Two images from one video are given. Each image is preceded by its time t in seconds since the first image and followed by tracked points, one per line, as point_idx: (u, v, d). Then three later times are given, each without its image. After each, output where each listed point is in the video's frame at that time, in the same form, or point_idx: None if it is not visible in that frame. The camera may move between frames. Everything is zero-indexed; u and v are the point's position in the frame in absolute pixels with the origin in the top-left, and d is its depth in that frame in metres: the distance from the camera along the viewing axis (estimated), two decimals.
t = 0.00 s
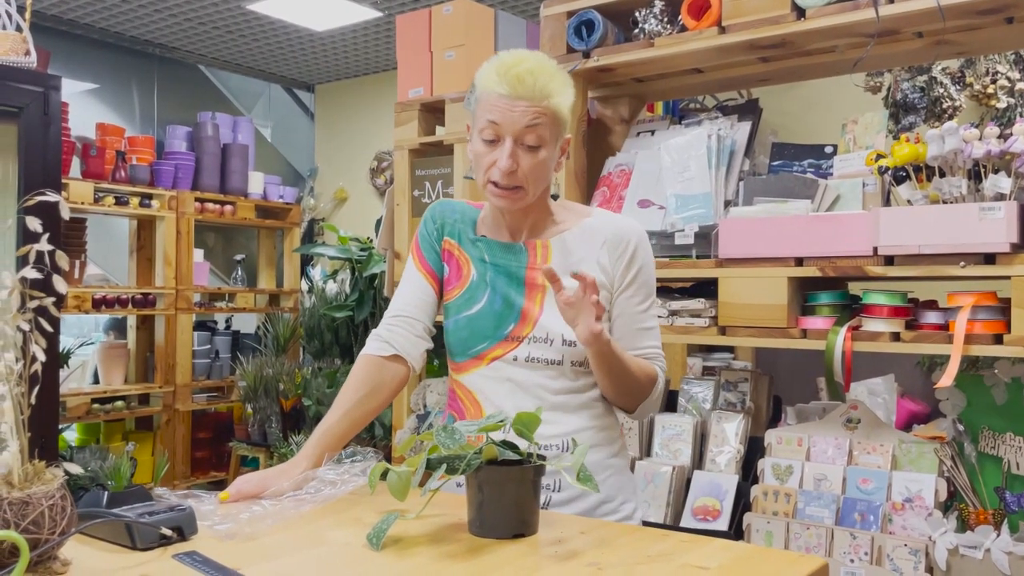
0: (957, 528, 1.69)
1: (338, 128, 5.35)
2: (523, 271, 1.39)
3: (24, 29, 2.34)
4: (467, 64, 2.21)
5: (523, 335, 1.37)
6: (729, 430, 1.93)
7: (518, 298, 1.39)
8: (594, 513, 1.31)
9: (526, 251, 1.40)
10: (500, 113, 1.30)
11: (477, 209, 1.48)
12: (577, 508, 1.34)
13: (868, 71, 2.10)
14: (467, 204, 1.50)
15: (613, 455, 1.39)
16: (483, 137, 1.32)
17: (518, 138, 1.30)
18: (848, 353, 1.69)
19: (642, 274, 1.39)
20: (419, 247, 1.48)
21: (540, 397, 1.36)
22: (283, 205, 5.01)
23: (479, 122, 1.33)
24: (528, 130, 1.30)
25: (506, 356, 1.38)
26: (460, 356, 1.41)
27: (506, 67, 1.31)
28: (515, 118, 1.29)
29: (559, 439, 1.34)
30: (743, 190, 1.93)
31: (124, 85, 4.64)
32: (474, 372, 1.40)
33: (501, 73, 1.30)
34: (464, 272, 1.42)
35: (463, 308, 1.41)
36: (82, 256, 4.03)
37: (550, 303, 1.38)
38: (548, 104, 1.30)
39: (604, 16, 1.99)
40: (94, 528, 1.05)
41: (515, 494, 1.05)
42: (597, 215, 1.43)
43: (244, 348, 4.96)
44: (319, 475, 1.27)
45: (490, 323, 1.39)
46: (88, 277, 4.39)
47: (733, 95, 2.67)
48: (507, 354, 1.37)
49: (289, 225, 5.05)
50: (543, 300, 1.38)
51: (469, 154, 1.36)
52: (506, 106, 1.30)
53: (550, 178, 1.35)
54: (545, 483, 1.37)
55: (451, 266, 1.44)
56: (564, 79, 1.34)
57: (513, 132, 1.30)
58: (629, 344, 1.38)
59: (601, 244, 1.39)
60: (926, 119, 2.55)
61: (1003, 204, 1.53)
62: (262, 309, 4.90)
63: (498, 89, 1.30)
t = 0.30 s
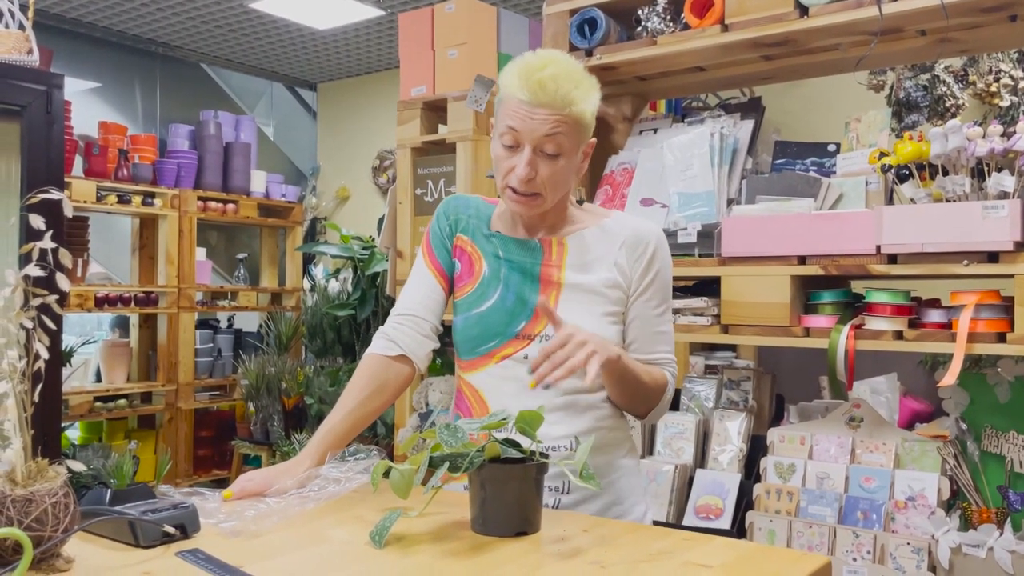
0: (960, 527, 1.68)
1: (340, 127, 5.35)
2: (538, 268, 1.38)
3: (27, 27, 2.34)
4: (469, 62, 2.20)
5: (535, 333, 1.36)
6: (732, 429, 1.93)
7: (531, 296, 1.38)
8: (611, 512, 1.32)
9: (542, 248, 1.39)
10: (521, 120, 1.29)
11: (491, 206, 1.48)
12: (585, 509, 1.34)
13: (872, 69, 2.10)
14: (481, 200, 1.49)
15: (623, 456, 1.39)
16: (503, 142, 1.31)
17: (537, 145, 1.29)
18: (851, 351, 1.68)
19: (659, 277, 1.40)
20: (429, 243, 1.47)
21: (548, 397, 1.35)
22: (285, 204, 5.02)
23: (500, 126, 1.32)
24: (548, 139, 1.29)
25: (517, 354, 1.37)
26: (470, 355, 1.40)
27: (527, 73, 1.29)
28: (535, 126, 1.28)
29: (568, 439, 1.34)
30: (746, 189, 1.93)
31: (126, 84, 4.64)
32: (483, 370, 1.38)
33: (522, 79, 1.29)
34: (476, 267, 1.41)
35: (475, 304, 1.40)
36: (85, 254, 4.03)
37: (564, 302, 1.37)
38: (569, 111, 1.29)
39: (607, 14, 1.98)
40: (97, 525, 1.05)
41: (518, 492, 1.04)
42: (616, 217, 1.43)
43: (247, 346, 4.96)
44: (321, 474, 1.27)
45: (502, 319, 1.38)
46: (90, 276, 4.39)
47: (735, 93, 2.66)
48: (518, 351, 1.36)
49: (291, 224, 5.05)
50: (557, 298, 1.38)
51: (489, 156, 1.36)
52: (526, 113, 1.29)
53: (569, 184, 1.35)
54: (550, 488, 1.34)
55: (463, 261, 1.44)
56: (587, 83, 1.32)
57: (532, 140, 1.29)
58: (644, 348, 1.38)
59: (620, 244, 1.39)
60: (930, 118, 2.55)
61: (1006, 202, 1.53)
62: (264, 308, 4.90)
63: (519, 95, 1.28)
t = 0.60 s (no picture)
0: (962, 526, 1.69)
1: (341, 126, 5.35)
2: (554, 273, 1.39)
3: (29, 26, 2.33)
4: (471, 60, 2.19)
5: (552, 337, 1.37)
6: (733, 428, 1.94)
7: (548, 300, 1.39)
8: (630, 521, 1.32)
9: (559, 253, 1.40)
10: (540, 126, 1.29)
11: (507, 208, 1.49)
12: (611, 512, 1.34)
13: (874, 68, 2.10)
14: (496, 201, 1.50)
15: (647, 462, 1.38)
16: (521, 148, 1.32)
17: (558, 151, 1.29)
18: (853, 349, 1.68)
19: (676, 283, 1.40)
20: (442, 246, 1.48)
21: (566, 404, 1.36)
22: (287, 202, 5.02)
23: (518, 132, 1.32)
24: (568, 144, 1.29)
25: (534, 358, 1.38)
26: (486, 359, 1.42)
27: (546, 77, 1.29)
28: (555, 132, 1.28)
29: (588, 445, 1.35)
30: (748, 187, 1.93)
31: (128, 82, 4.65)
32: (500, 376, 1.40)
33: (540, 84, 1.29)
34: (491, 270, 1.43)
35: (491, 309, 1.41)
36: (87, 252, 4.04)
37: (581, 307, 1.38)
38: (589, 115, 1.29)
39: (608, 13, 1.98)
40: (99, 523, 1.06)
41: (520, 490, 1.05)
42: (633, 223, 1.43)
43: (248, 345, 4.97)
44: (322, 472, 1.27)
45: (517, 324, 1.39)
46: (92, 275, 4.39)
47: (736, 92, 2.66)
48: (535, 357, 1.38)
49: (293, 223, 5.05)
50: (574, 303, 1.38)
51: (507, 161, 1.37)
52: (546, 119, 1.29)
53: (590, 185, 1.36)
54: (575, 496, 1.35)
55: (477, 264, 1.45)
56: (605, 84, 1.32)
57: (552, 146, 1.29)
58: (659, 357, 1.38)
59: (637, 250, 1.40)
60: (932, 117, 2.54)
61: (1009, 201, 1.53)
62: (265, 306, 4.90)
63: (537, 101, 1.28)
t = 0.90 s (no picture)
0: (962, 525, 1.69)
1: (342, 125, 5.35)
2: (564, 280, 1.40)
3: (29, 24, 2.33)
4: (471, 60, 2.18)
5: (561, 344, 1.38)
6: (734, 427, 1.94)
7: (557, 307, 1.39)
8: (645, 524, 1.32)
9: (569, 260, 1.41)
10: (554, 132, 1.29)
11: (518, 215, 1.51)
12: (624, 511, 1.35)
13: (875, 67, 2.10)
14: (508, 207, 1.52)
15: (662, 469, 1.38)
16: (535, 154, 1.32)
17: (572, 156, 1.30)
18: (853, 348, 1.68)
19: (686, 290, 1.39)
20: (452, 252, 1.51)
21: (575, 410, 1.37)
22: (287, 201, 5.03)
23: (531, 138, 1.33)
24: (582, 149, 1.29)
25: (543, 365, 1.39)
26: (495, 365, 1.43)
27: (558, 83, 1.30)
28: (568, 137, 1.29)
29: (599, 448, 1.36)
30: (748, 186, 1.93)
31: (129, 81, 4.65)
32: (509, 382, 1.41)
33: (553, 90, 1.29)
34: (501, 276, 1.44)
35: (501, 315, 1.42)
36: (87, 250, 4.04)
37: (590, 314, 1.38)
38: (602, 120, 1.30)
39: (609, 11, 1.98)
40: (99, 522, 1.06)
41: (521, 489, 1.05)
42: (644, 231, 1.44)
43: (249, 343, 4.97)
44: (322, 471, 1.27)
45: (526, 330, 1.40)
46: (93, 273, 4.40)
47: (738, 91, 2.66)
48: (544, 363, 1.38)
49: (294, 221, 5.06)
50: (583, 310, 1.38)
51: (520, 167, 1.37)
52: (559, 124, 1.29)
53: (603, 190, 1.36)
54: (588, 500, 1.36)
55: (487, 270, 1.47)
56: (616, 88, 1.33)
57: (566, 151, 1.30)
58: (665, 363, 1.35)
59: (647, 257, 1.40)
60: (933, 117, 2.52)
61: (1010, 200, 1.53)
62: (266, 305, 4.90)
63: (551, 106, 1.29)
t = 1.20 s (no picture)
0: (962, 525, 1.69)
1: (342, 125, 5.35)
2: (568, 281, 1.40)
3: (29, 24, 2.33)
4: (471, 60, 2.18)
5: (565, 346, 1.38)
6: (734, 427, 1.94)
7: (561, 308, 1.40)
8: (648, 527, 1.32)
9: (572, 262, 1.41)
10: (559, 119, 1.31)
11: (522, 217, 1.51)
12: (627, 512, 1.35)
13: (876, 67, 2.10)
14: (512, 209, 1.52)
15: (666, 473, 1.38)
16: (539, 143, 1.33)
17: (576, 142, 1.31)
18: (854, 348, 1.68)
19: (690, 292, 1.39)
20: (455, 253, 1.50)
21: (580, 412, 1.37)
22: (288, 200, 5.03)
23: (535, 128, 1.35)
24: (586, 136, 1.31)
25: (547, 366, 1.39)
26: (499, 367, 1.42)
27: (563, 72, 1.32)
28: (573, 123, 1.31)
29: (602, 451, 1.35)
30: (749, 186, 1.93)
31: (130, 80, 4.65)
32: (512, 383, 1.40)
33: (558, 78, 1.32)
34: (505, 278, 1.44)
35: (505, 316, 1.42)
36: (88, 250, 4.04)
37: (594, 316, 1.38)
38: (606, 108, 1.32)
39: (610, 12, 1.98)
40: (99, 521, 1.06)
41: (522, 489, 1.05)
42: (647, 233, 1.44)
43: (249, 343, 4.97)
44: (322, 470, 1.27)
45: (531, 331, 1.40)
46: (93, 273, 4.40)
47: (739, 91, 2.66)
48: (548, 364, 1.38)
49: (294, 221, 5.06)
50: (587, 312, 1.39)
51: (523, 162, 1.38)
52: (564, 112, 1.31)
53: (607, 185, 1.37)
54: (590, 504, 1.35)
55: (490, 271, 1.47)
56: (620, 82, 1.36)
57: (571, 138, 1.31)
58: (668, 364, 1.35)
59: (651, 259, 1.40)
60: (934, 117, 2.52)
61: (1011, 200, 1.53)
62: (267, 304, 4.90)
63: (556, 93, 1.31)
